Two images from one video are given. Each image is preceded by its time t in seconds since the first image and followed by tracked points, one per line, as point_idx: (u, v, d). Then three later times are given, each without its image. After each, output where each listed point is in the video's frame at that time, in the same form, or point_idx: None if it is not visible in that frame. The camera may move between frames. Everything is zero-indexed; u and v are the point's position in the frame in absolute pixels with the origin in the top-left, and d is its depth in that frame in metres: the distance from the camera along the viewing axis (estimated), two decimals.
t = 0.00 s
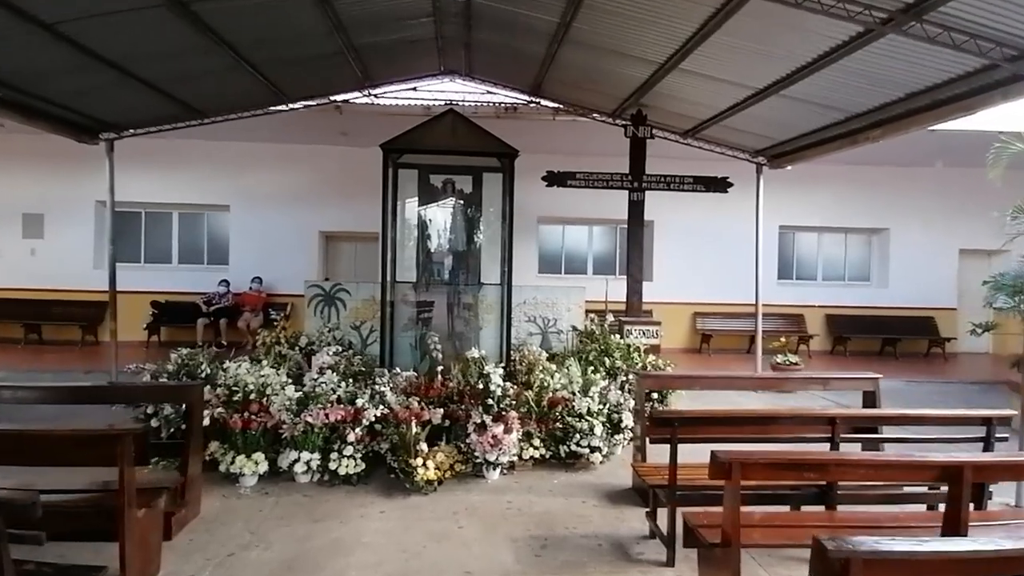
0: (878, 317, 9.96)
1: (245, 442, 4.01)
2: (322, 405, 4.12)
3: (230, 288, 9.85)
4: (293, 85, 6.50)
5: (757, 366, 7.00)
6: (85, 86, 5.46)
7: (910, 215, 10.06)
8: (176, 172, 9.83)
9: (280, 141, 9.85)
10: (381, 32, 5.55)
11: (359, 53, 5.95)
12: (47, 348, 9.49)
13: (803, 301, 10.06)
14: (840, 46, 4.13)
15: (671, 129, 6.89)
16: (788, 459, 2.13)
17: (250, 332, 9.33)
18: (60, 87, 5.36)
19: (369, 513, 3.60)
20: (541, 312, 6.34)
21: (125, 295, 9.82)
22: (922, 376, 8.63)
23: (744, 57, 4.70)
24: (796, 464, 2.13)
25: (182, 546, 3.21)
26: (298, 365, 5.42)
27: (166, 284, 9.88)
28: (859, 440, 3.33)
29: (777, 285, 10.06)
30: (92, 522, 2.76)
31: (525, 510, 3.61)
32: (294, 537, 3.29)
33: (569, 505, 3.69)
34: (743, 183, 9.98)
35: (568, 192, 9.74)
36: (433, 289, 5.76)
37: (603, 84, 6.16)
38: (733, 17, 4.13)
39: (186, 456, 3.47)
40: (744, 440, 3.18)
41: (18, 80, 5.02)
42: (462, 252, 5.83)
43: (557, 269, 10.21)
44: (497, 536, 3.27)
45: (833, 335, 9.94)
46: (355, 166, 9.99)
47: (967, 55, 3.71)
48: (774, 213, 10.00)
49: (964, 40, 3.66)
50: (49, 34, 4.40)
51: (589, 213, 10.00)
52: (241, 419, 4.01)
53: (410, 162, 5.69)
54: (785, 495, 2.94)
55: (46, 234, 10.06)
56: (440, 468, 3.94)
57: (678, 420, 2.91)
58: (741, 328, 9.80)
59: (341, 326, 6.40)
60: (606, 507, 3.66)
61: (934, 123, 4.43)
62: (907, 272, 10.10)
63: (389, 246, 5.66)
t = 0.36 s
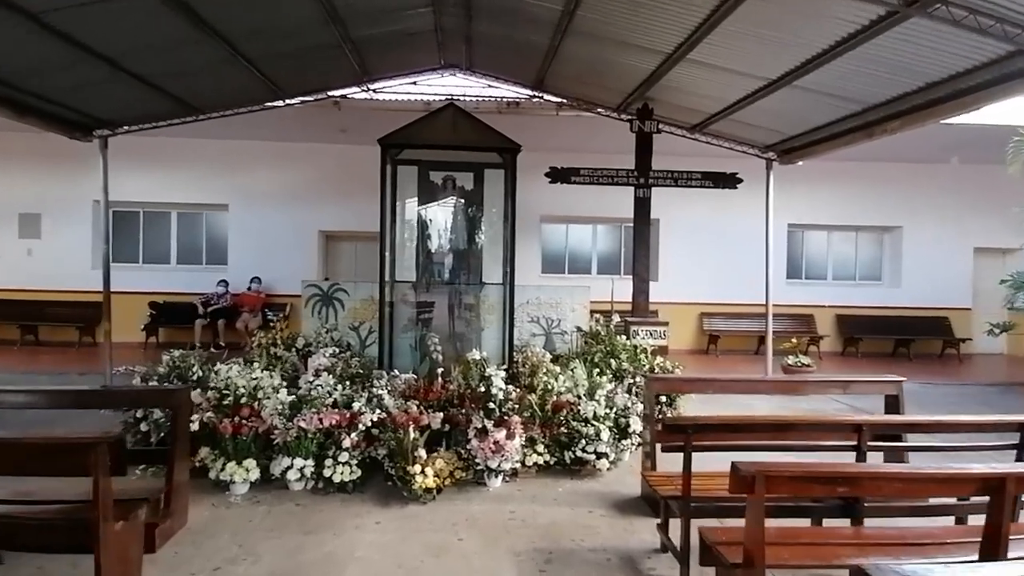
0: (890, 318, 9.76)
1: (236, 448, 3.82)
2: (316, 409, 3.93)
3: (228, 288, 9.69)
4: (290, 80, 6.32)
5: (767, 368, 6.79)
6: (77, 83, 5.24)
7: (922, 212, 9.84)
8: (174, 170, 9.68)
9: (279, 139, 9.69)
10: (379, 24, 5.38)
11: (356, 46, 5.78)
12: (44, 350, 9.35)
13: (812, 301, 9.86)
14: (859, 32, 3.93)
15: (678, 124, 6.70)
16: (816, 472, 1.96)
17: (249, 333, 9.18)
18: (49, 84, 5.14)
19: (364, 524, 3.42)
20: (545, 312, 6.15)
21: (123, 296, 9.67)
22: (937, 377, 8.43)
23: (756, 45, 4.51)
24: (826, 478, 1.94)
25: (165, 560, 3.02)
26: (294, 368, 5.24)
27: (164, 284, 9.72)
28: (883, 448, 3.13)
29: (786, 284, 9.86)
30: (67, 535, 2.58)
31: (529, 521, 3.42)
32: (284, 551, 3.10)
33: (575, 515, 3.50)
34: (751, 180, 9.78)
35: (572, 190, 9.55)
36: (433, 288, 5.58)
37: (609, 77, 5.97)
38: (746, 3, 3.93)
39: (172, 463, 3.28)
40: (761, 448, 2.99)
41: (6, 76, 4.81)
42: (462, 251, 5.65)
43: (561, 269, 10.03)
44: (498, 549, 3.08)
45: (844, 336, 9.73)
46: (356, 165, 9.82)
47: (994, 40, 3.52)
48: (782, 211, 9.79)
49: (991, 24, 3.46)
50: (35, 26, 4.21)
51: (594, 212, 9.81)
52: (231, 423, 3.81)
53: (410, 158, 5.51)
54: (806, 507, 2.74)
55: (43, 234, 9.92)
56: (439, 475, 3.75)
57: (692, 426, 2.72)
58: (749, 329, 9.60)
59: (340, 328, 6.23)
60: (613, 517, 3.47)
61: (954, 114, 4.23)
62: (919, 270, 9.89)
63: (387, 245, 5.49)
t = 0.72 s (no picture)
0: (908, 316, 9.53)
1: (229, 452, 3.64)
2: (313, 412, 3.75)
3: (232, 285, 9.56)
4: (291, 70, 6.16)
5: (782, 368, 6.57)
6: (71, 73, 5.09)
7: (941, 207, 9.60)
8: (177, 166, 9.55)
9: (284, 134, 9.55)
10: (381, 12, 5.21)
11: (358, 35, 5.61)
12: (46, 347, 9.26)
13: (828, 299, 9.64)
14: (886, 13, 3.72)
15: (691, 115, 6.54)
16: (856, 490, 1.77)
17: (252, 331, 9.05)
18: (43, 74, 4.99)
19: (363, 533, 3.24)
20: (552, 310, 5.96)
21: (126, 293, 9.57)
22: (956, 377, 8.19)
23: (775, 28, 4.30)
24: (867, 497, 1.76)
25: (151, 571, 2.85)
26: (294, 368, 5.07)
27: (167, 281, 9.61)
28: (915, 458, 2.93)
29: (801, 282, 9.63)
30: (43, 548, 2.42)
31: (535, 531, 3.24)
32: (278, 563, 2.93)
33: (584, 525, 3.32)
34: (765, 175, 9.54)
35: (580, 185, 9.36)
36: (437, 286, 5.41)
37: (619, 67, 5.78)
38: None
39: (161, 468, 3.10)
40: (786, 458, 2.79)
41: None
42: (467, 247, 5.47)
43: (569, 266, 9.84)
44: (503, 562, 2.91)
45: (861, 335, 9.51)
46: (361, 160, 9.67)
47: None
48: (797, 206, 9.57)
49: None
50: (24, 11, 4.05)
51: (602, 207, 9.61)
52: (225, 427, 3.63)
53: (413, 151, 5.33)
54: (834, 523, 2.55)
55: (46, 231, 9.81)
56: (442, 482, 3.58)
57: (712, 435, 2.52)
58: (762, 327, 9.38)
59: (342, 326, 6.06)
60: (625, 527, 3.29)
61: (981, 104, 4.03)
62: (938, 267, 9.65)
63: (390, 242, 5.32)
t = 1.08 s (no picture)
0: (934, 317, 9.27)
1: (229, 455, 3.47)
2: (316, 414, 3.58)
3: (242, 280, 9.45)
4: (299, 60, 6.00)
5: (806, 371, 6.36)
6: (75, 62, 4.95)
7: (969, 204, 9.31)
8: (188, 158, 9.44)
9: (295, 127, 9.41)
10: None
11: (367, 22, 5.43)
12: (57, 340, 9.20)
13: (850, 299, 9.39)
14: None
15: (712, 107, 6.35)
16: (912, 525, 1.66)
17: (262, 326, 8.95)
18: (46, 64, 4.85)
19: (366, 544, 3.07)
20: (565, 309, 5.76)
21: (136, 286, 9.49)
22: (985, 380, 7.94)
23: (805, 13, 4.07)
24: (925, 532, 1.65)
25: None
26: (299, 368, 4.90)
27: (177, 275, 9.52)
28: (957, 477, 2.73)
29: (823, 281, 9.39)
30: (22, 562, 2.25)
31: (548, 546, 3.06)
32: None
33: (599, 540, 3.13)
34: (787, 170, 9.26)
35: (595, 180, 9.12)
36: (446, 282, 5.23)
37: (638, 56, 5.57)
38: None
39: (157, 469, 2.92)
40: (819, 476, 2.60)
41: None
42: (477, 243, 5.27)
43: (583, 262, 9.64)
44: None
45: (886, 336, 9.26)
46: (372, 153, 9.51)
47: None
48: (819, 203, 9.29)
49: None
50: None
51: (618, 203, 9.39)
52: (225, 429, 3.45)
53: (422, 144, 5.14)
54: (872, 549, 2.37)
55: (58, 223, 9.75)
56: (449, 490, 3.39)
57: (743, 453, 2.34)
58: (782, 327, 9.14)
59: (349, 323, 5.89)
60: (643, 543, 3.10)
61: (1016, 97, 3.81)
62: (965, 267, 9.38)
63: (398, 237, 5.15)
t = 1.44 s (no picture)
0: (949, 323, 9.05)
1: (219, 464, 3.28)
2: (312, 421, 3.40)
3: (242, 279, 9.29)
4: (301, 53, 5.82)
5: (820, 379, 6.16)
6: (69, 55, 4.78)
7: (986, 209, 9.10)
8: (188, 155, 9.28)
9: (298, 124, 9.25)
10: None
11: (371, 14, 5.26)
12: (53, 339, 9.05)
13: (863, 304, 9.18)
14: None
15: (726, 105, 6.18)
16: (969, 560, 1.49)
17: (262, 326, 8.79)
18: (39, 56, 4.68)
19: (361, 562, 2.88)
20: (572, 312, 5.57)
21: (135, 285, 9.34)
22: (1003, 389, 7.72)
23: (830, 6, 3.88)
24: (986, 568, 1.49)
25: None
26: (297, 372, 4.72)
27: (177, 273, 9.36)
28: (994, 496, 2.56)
29: (836, 286, 9.19)
30: None
31: (555, 566, 2.87)
32: None
33: (610, 559, 2.94)
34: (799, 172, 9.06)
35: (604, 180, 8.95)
36: (450, 283, 5.05)
37: (651, 52, 5.40)
38: None
39: (139, 481, 2.73)
40: (849, 497, 2.42)
41: None
42: (483, 243, 5.10)
43: (590, 264, 9.45)
44: None
45: (900, 342, 9.04)
46: (376, 152, 9.35)
47: None
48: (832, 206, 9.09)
49: None
50: None
51: (626, 204, 9.20)
52: (215, 437, 3.27)
53: (427, 140, 4.97)
54: None
55: (55, 220, 9.61)
56: (451, 504, 3.20)
57: (771, 473, 2.18)
58: (794, 332, 8.94)
59: (350, 325, 5.72)
60: (656, 563, 2.91)
61: None
62: (981, 273, 9.17)
63: (401, 237, 4.98)
